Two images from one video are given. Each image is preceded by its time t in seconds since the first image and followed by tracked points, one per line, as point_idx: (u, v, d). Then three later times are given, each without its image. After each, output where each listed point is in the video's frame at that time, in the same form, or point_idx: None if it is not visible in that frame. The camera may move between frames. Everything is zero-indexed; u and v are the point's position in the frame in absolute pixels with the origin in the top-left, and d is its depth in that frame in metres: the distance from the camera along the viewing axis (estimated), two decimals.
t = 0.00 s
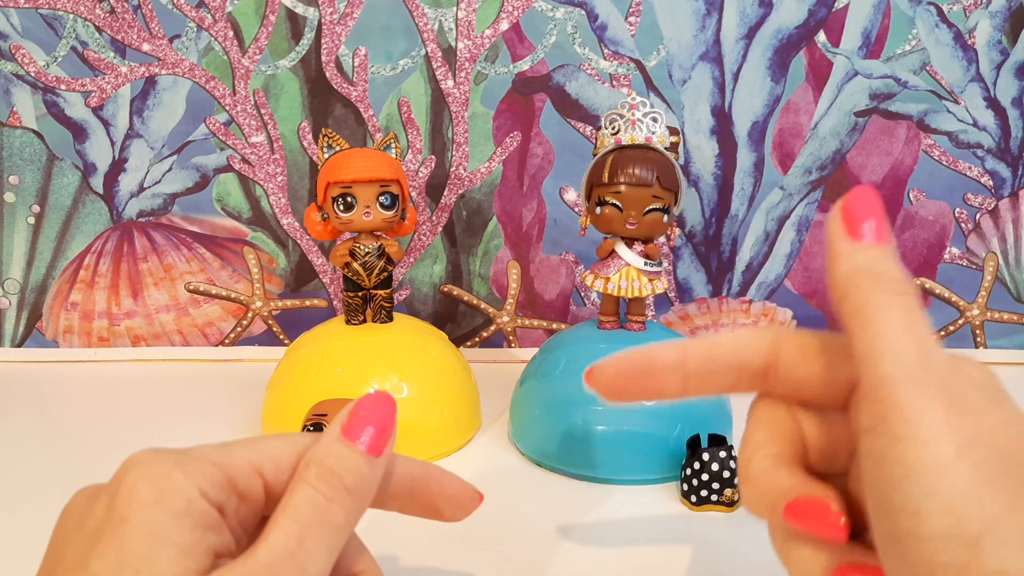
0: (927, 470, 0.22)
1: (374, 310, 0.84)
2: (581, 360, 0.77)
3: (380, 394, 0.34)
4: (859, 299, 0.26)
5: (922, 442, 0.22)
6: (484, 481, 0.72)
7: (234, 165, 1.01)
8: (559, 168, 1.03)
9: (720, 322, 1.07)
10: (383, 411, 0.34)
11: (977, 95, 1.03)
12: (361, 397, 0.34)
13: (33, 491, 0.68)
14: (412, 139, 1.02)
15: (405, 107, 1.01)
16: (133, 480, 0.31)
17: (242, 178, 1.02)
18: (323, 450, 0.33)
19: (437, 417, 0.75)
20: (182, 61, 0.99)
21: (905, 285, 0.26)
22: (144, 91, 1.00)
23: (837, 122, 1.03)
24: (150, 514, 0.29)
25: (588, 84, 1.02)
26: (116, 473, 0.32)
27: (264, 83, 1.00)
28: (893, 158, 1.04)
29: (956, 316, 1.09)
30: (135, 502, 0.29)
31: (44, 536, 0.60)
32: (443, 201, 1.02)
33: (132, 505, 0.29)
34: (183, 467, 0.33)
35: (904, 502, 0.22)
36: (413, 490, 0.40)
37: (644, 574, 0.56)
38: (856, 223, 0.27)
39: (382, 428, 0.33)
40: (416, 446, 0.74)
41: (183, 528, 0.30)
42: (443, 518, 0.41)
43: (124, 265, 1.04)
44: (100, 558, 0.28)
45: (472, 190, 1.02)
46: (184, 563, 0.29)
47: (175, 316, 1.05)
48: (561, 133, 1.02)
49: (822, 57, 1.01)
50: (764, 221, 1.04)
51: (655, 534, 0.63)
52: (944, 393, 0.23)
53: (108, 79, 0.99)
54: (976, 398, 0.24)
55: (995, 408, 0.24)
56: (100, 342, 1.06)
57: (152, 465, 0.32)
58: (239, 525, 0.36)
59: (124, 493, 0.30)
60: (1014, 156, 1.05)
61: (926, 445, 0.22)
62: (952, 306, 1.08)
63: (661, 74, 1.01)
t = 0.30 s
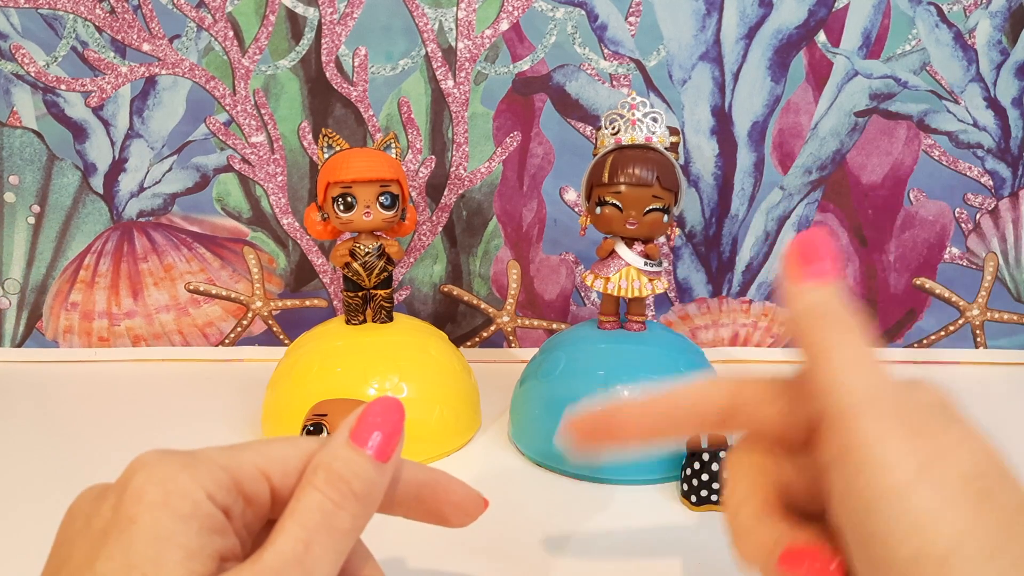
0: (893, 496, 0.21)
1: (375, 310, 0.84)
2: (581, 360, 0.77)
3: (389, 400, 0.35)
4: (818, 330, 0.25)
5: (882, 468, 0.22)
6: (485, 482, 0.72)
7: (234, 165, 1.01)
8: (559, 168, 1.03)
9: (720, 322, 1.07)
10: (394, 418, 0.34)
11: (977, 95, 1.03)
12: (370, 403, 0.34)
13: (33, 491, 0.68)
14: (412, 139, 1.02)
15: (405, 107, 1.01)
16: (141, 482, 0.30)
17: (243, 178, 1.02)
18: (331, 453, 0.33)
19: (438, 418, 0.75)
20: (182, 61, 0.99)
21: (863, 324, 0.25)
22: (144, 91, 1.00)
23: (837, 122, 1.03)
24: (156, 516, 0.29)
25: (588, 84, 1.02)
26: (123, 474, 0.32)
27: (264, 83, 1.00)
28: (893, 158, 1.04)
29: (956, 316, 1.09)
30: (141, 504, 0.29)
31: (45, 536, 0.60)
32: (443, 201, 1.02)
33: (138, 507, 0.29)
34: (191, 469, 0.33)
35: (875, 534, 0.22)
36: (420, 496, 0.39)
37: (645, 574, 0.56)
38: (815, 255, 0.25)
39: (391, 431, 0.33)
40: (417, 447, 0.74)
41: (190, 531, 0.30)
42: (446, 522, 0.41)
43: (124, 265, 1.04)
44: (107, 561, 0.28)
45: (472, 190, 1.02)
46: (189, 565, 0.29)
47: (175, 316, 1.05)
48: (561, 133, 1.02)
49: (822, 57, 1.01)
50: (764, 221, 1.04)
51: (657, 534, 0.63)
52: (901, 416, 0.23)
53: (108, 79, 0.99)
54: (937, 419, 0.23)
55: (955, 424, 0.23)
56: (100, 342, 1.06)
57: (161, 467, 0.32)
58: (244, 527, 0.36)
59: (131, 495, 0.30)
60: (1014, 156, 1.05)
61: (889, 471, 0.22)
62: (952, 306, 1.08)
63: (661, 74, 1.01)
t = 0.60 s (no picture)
0: (881, 503, 0.25)
1: (375, 310, 0.84)
2: (581, 360, 0.77)
3: (387, 399, 0.35)
4: (797, 336, 0.29)
5: (872, 478, 0.26)
6: (485, 482, 0.72)
7: (234, 165, 1.01)
8: (559, 168, 1.03)
9: (720, 322, 1.07)
10: (392, 416, 0.34)
11: (977, 96, 1.03)
12: (368, 402, 0.34)
13: (33, 491, 0.68)
14: (412, 139, 1.02)
15: (405, 107, 1.01)
16: (139, 482, 0.30)
17: (243, 178, 1.02)
18: (329, 453, 0.33)
19: (438, 417, 0.75)
20: (182, 61, 0.99)
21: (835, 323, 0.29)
22: (144, 91, 1.00)
23: (837, 122, 1.03)
24: (155, 516, 0.29)
25: (588, 84, 1.01)
26: (121, 475, 0.32)
27: (264, 83, 1.00)
28: (893, 158, 1.04)
29: (956, 316, 1.09)
30: (140, 503, 0.29)
31: (45, 536, 0.60)
32: (443, 201, 1.02)
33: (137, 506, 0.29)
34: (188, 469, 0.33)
35: (865, 539, 0.25)
36: (419, 495, 0.40)
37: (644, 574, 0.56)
38: (789, 258, 0.30)
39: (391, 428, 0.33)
40: (416, 447, 0.74)
41: (189, 531, 0.30)
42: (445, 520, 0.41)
43: (124, 265, 1.04)
44: (105, 560, 0.28)
45: (472, 190, 1.02)
46: (188, 564, 0.29)
47: (175, 316, 1.05)
48: (560, 133, 1.02)
49: (822, 57, 1.01)
50: (764, 221, 1.04)
51: (657, 534, 0.62)
52: (882, 424, 0.27)
53: (108, 79, 0.99)
54: (920, 432, 0.27)
55: (931, 433, 0.27)
56: (100, 342, 1.06)
57: (159, 467, 0.32)
58: (243, 527, 0.36)
59: (129, 494, 0.30)
60: (1014, 157, 1.05)
61: (878, 478, 0.26)
62: (952, 306, 1.08)
63: (661, 74, 1.01)
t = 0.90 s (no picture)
0: (888, 562, 0.29)
1: (375, 310, 0.84)
2: (581, 360, 0.77)
3: (387, 399, 0.35)
4: (806, 394, 0.33)
5: (878, 537, 0.29)
6: (485, 482, 0.72)
7: (234, 165, 1.01)
8: (559, 168, 1.03)
9: (720, 322, 1.08)
10: (392, 417, 0.34)
11: (977, 96, 1.03)
12: (369, 403, 0.34)
13: (33, 491, 0.68)
14: (412, 139, 1.02)
15: (405, 107, 1.01)
16: (138, 482, 0.30)
17: (243, 178, 1.02)
18: (330, 453, 0.33)
19: (438, 417, 0.75)
20: (182, 61, 0.99)
21: (843, 377, 0.33)
22: (144, 91, 1.00)
23: (837, 122, 1.03)
24: (154, 516, 0.29)
25: (588, 84, 1.01)
26: (121, 475, 0.32)
27: (264, 83, 1.00)
28: (893, 158, 1.04)
29: (956, 316, 1.09)
30: (139, 503, 0.29)
31: (45, 536, 0.60)
32: (443, 201, 1.02)
33: (136, 506, 0.29)
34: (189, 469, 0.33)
35: None
36: (422, 496, 0.40)
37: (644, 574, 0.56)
38: (796, 320, 0.34)
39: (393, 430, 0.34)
40: (416, 446, 0.74)
41: (188, 532, 0.30)
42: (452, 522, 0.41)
43: (124, 265, 1.04)
44: (105, 561, 0.28)
45: (472, 190, 1.02)
46: (187, 565, 0.29)
47: (175, 316, 1.05)
48: (560, 133, 1.02)
49: (822, 57, 1.01)
50: (764, 221, 1.04)
51: (659, 535, 0.62)
52: (891, 485, 0.30)
53: (108, 79, 0.99)
54: (924, 491, 0.31)
55: (940, 495, 0.31)
56: (100, 342, 1.06)
57: (158, 467, 0.32)
58: (243, 529, 0.36)
59: (129, 494, 0.30)
60: (1014, 156, 1.05)
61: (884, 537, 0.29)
62: (952, 306, 1.08)
63: (661, 74, 1.01)
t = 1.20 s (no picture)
0: None
1: (375, 310, 0.84)
2: (581, 360, 0.77)
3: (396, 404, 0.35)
4: (802, 410, 0.32)
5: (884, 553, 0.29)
6: (486, 482, 0.72)
7: (234, 165, 1.01)
8: (559, 167, 1.03)
9: (720, 322, 1.08)
10: (399, 421, 0.34)
11: (977, 96, 1.03)
12: (376, 408, 0.34)
13: (33, 491, 0.68)
14: (412, 139, 1.02)
15: (405, 107, 1.01)
16: (145, 484, 0.31)
17: (243, 178, 1.02)
18: (336, 458, 0.33)
19: (438, 417, 0.76)
20: (182, 61, 0.99)
21: (841, 390, 0.32)
22: (144, 91, 1.00)
23: (837, 122, 1.03)
24: (159, 518, 0.29)
25: (588, 84, 1.01)
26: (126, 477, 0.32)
27: (264, 83, 1.00)
28: (893, 157, 1.04)
29: (956, 316, 1.09)
30: (145, 505, 0.30)
31: (46, 536, 0.60)
32: (443, 201, 1.02)
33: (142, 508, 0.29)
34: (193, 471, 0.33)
35: None
36: (425, 500, 0.40)
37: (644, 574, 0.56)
38: (793, 331, 0.33)
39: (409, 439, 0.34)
40: (417, 446, 0.74)
41: (191, 533, 0.30)
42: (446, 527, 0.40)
43: (124, 265, 1.04)
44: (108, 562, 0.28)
45: (472, 190, 1.02)
46: (191, 566, 0.29)
47: (175, 316, 1.05)
48: (561, 133, 1.02)
49: (822, 57, 1.01)
50: (764, 221, 1.04)
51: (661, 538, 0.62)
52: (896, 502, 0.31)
53: (108, 79, 0.99)
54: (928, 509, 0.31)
55: (941, 512, 0.31)
56: (100, 342, 1.06)
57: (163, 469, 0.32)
58: (247, 531, 0.36)
59: (134, 497, 0.30)
60: (1014, 156, 1.05)
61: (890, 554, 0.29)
62: (952, 306, 1.08)
63: (661, 74, 1.01)
